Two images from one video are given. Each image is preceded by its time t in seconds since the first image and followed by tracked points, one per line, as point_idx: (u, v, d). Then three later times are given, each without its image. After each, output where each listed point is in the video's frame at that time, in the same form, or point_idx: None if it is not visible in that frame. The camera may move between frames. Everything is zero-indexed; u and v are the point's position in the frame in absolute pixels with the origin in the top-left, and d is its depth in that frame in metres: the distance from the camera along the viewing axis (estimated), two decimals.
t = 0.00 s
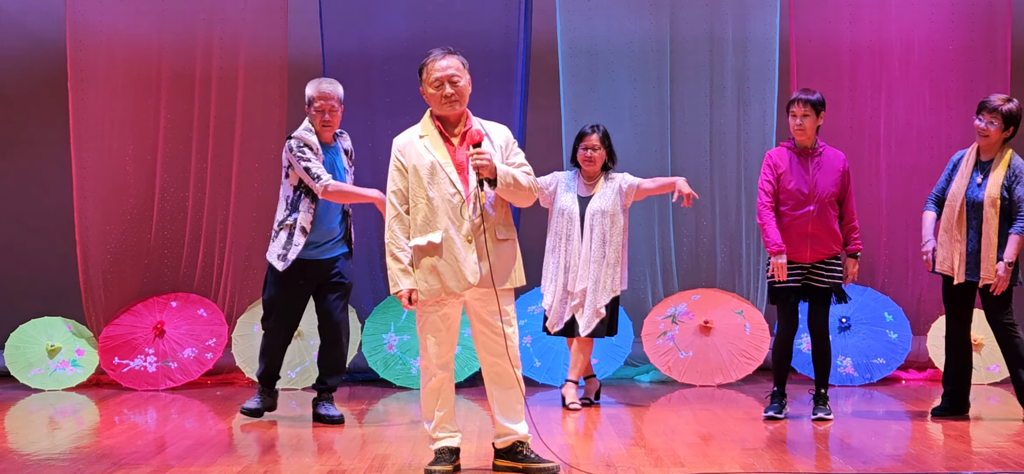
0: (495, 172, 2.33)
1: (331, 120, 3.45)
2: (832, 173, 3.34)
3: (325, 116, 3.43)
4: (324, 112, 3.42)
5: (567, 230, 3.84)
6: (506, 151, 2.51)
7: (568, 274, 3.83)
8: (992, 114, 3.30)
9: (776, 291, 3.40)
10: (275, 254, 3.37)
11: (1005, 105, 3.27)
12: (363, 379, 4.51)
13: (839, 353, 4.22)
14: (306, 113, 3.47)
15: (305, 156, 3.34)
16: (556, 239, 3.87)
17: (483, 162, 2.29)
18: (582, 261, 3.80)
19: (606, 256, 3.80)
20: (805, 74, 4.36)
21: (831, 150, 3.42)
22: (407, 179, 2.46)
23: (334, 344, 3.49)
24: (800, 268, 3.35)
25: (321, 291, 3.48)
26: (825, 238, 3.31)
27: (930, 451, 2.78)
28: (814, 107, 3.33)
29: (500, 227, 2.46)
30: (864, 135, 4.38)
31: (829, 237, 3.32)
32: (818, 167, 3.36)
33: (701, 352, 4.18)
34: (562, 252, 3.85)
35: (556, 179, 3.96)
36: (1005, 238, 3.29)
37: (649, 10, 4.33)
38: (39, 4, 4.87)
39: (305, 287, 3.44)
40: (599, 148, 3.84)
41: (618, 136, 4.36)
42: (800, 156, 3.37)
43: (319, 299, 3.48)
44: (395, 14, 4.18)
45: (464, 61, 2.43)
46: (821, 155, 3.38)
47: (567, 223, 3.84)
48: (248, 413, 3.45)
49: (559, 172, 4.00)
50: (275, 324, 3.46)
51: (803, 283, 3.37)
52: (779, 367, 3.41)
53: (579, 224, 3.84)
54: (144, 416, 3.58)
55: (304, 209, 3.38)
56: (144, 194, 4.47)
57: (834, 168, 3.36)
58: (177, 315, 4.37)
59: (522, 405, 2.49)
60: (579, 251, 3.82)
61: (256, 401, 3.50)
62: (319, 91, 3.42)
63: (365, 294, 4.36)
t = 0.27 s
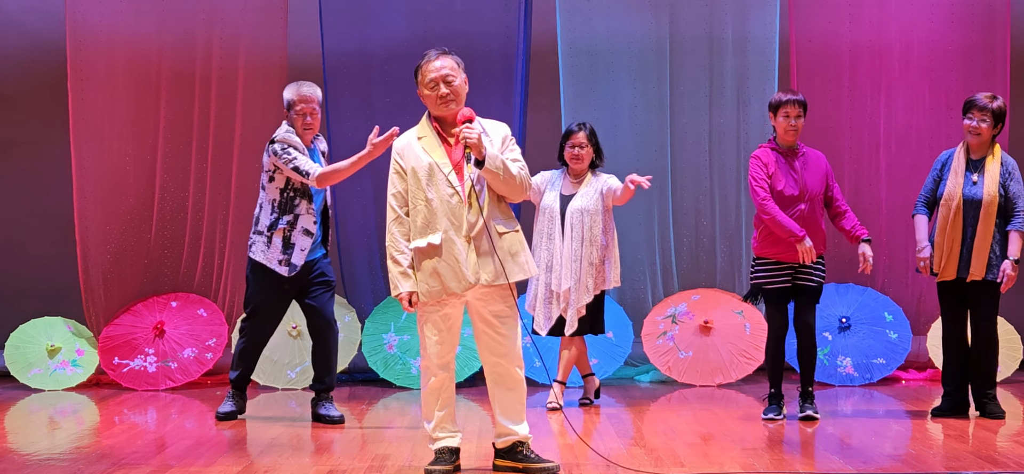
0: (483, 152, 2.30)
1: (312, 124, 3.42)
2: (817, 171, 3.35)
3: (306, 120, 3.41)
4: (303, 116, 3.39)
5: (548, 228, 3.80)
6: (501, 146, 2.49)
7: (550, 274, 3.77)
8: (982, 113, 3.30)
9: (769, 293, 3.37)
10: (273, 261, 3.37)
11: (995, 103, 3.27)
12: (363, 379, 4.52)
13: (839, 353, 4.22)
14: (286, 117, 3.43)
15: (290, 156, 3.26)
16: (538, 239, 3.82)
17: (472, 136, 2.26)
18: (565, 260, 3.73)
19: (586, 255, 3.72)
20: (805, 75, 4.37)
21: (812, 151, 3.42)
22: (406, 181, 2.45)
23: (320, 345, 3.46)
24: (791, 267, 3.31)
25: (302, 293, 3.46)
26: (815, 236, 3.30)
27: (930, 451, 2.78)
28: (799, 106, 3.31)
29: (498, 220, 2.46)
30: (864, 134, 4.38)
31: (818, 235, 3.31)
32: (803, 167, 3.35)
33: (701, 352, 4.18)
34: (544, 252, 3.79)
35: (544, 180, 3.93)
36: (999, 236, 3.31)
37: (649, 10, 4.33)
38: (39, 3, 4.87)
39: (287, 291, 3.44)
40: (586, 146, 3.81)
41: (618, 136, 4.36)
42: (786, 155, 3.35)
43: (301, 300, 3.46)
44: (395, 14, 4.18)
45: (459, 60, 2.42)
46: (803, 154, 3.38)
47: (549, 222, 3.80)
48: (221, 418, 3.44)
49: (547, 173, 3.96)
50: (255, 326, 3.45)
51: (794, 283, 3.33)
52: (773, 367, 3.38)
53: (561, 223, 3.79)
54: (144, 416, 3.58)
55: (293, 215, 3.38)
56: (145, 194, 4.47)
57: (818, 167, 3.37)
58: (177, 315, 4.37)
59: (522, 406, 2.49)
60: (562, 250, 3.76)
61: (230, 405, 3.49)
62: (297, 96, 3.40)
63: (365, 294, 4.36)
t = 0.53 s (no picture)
0: (479, 154, 2.31)
1: (281, 120, 3.40)
2: (809, 169, 3.35)
3: (274, 116, 3.39)
4: (270, 112, 3.38)
5: (537, 228, 3.81)
6: (506, 146, 2.48)
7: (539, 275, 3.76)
8: (983, 112, 3.30)
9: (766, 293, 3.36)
10: (241, 259, 3.37)
11: (995, 102, 3.28)
12: (363, 379, 4.52)
13: (839, 353, 4.22)
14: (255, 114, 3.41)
15: (248, 154, 3.23)
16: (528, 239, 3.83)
17: (466, 142, 2.27)
18: (553, 259, 3.73)
19: (574, 255, 3.70)
20: (805, 75, 4.37)
21: (802, 149, 3.42)
22: (411, 182, 2.46)
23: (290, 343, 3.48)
24: (787, 266, 3.31)
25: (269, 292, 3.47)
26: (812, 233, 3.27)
27: (930, 451, 2.78)
28: (787, 106, 3.31)
29: (499, 220, 2.42)
30: (864, 135, 4.38)
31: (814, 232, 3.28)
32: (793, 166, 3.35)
33: (701, 352, 4.18)
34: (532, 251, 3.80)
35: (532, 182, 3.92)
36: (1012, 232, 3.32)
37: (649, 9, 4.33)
38: (39, 3, 4.88)
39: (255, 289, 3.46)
40: (572, 145, 3.79)
41: (618, 137, 4.36)
42: (775, 155, 3.35)
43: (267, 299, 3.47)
44: (395, 14, 4.18)
45: (467, 61, 2.41)
46: (794, 153, 3.38)
47: (538, 222, 3.81)
48: (222, 418, 3.44)
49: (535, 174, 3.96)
50: (224, 327, 3.47)
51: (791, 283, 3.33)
52: (772, 367, 3.38)
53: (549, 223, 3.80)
54: (144, 416, 3.58)
55: (258, 214, 3.36)
56: (144, 194, 4.46)
57: (809, 163, 3.37)
58: (177, 315, 4.37)
59: (533, 405, 2.47)
60: (549, 249, 3.77)
61: (230, 405, 3.50)
62: (267, 93, 3.37)
63: (366, 294, 4.36)
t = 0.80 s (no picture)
0: (494, 155, 2.33)
1: (260, 114, 3.40)
2: (803, 168, 3.33)
3: (255, 109, 3.39)
4: (251, 106, 3.39)
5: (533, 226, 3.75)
6: (525, 146, 2.48)
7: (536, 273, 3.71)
8: (985, 113, 3.31)
9: (764, 291, 3.35)
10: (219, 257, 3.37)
11: (997, 102, 3.29)
12: (363, 379, 4.52)
13: (839, 353, 4.21)
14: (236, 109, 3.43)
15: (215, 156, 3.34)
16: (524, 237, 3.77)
17: (480, 142, 2.30)
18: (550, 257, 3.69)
19: (569, 255, 3.69)
20: (805, 75, 4.37)
21: (800, 147, 3.40)
22: (428, 179, 2.46)
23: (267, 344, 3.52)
24: (782, 265, 3.31)
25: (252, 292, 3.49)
26: (803, 233, 3.27)
27: (929, 451, 2.78)
28: (779, 104, 3.31)
29: (515, 220, 2.41)
30: (864, 135, 4.38)
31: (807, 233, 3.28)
32: (789, 165, 3.34)
33: (701, 353, 4.18)
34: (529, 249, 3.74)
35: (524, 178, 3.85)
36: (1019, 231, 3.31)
37: (650, 9, 4.33)
38: (40, 3, 4.88)
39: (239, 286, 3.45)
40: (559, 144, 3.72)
41: (618, 137, 4.36)
42: (769, 154, 3.35)
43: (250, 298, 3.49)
44: (395, 14, 4.18)
45: (491, 59, 2.40)
46: (789, 152, 3.37)
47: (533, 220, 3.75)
48: (223, 418, 3.45)
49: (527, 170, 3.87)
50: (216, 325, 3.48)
51: (787, 281, 3.32)
52: (771, 366, 3.38)
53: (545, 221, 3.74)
54: (144, 416, 3.58)
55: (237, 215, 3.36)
56: (144, 194, 4.46)
57: (804, 162, 3.35)
58: (177, 315, 4.37)
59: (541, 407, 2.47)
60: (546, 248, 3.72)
61: (230, 405, 3.50)
62: (247, 87, 3.38)
63: (366, 294, 4.36)
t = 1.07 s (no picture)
0: (509, 155, 2.31)
1: (250, 112, 3.41)
2: (809, 170, 3.33)
3: (245, 107, 3.40)
4: (241, 103, 3.40)
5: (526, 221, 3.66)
6: (543, 147, 2.49)
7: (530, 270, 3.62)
8: (979, 113, 3.31)
9: (763, 292, 3.35)
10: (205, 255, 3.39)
11: (990, 101, 3.30)
12: (363, 379, 4.52)
13: (839, 353, 4.22)
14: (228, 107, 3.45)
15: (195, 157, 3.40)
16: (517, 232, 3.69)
17: (497, 142, 2.29)
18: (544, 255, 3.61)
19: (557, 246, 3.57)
20: (805, 75, 4.37)
21: (801, 148, 3.41)
22: (447, 177, 2.48)
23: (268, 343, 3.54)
24: (781, 265, 3.31)
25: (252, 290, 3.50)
26: (804, 235, 3.28)
27: (930, 451, 2.78)
28: (789, 104, 3.30)
29: (529, 220, 2.40)
30: (864, 135, 4.38)
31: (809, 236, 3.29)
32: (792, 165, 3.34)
33: (701, 353, 4.18)
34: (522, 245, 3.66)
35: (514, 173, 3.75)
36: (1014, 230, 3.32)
37: (649, 9, 4.33)
38: (39, 4, 4.88)
39: (237, 283, 3.45)
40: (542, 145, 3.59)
41: (618, 137, 4.37)
42: (775, 153, 3.35)
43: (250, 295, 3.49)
44: (395, 14, 4.18)
45: (514, 60, 2.41)
46: (795, 153, 3.37)
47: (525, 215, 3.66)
48: (223, 417, 3.45)
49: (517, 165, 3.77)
50: (213, 324, 3.49)
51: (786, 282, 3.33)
52: (771, 367, 3.38)
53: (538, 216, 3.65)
54: (144, 416, 3.58)
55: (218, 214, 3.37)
56: (144, 194, 4.46)
57: (807, 163, 3.36)
58: (177, 315, 4.37)
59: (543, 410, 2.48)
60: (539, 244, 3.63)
61: (230, 405, 3.50)
62: (238, 85, 3.41)
63: (366, 294, 4.36)
